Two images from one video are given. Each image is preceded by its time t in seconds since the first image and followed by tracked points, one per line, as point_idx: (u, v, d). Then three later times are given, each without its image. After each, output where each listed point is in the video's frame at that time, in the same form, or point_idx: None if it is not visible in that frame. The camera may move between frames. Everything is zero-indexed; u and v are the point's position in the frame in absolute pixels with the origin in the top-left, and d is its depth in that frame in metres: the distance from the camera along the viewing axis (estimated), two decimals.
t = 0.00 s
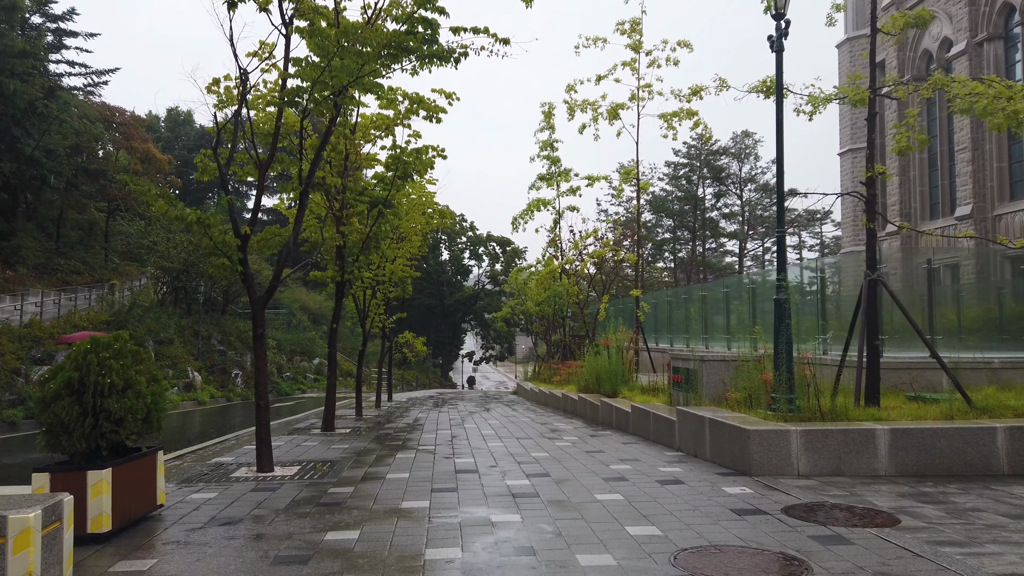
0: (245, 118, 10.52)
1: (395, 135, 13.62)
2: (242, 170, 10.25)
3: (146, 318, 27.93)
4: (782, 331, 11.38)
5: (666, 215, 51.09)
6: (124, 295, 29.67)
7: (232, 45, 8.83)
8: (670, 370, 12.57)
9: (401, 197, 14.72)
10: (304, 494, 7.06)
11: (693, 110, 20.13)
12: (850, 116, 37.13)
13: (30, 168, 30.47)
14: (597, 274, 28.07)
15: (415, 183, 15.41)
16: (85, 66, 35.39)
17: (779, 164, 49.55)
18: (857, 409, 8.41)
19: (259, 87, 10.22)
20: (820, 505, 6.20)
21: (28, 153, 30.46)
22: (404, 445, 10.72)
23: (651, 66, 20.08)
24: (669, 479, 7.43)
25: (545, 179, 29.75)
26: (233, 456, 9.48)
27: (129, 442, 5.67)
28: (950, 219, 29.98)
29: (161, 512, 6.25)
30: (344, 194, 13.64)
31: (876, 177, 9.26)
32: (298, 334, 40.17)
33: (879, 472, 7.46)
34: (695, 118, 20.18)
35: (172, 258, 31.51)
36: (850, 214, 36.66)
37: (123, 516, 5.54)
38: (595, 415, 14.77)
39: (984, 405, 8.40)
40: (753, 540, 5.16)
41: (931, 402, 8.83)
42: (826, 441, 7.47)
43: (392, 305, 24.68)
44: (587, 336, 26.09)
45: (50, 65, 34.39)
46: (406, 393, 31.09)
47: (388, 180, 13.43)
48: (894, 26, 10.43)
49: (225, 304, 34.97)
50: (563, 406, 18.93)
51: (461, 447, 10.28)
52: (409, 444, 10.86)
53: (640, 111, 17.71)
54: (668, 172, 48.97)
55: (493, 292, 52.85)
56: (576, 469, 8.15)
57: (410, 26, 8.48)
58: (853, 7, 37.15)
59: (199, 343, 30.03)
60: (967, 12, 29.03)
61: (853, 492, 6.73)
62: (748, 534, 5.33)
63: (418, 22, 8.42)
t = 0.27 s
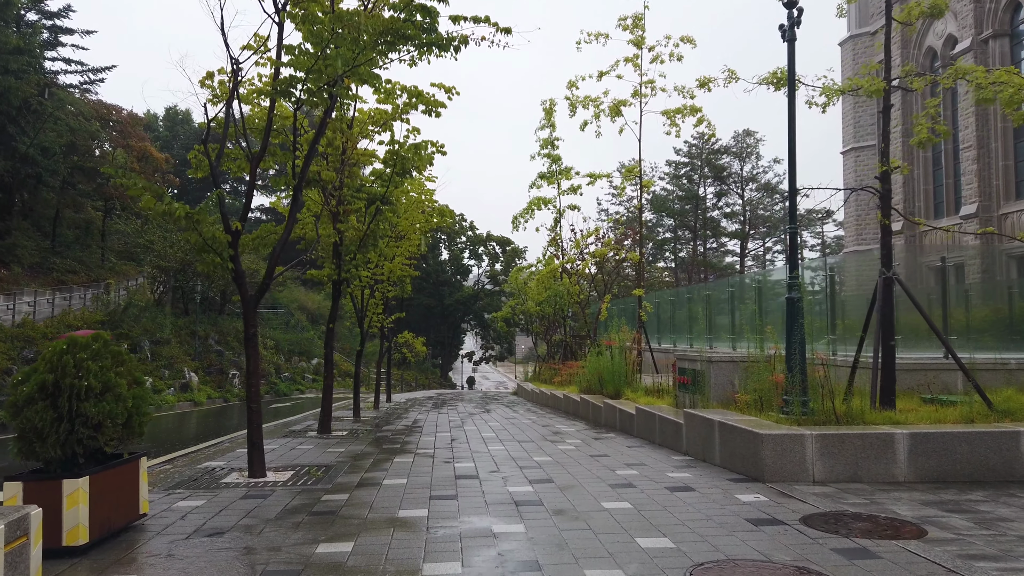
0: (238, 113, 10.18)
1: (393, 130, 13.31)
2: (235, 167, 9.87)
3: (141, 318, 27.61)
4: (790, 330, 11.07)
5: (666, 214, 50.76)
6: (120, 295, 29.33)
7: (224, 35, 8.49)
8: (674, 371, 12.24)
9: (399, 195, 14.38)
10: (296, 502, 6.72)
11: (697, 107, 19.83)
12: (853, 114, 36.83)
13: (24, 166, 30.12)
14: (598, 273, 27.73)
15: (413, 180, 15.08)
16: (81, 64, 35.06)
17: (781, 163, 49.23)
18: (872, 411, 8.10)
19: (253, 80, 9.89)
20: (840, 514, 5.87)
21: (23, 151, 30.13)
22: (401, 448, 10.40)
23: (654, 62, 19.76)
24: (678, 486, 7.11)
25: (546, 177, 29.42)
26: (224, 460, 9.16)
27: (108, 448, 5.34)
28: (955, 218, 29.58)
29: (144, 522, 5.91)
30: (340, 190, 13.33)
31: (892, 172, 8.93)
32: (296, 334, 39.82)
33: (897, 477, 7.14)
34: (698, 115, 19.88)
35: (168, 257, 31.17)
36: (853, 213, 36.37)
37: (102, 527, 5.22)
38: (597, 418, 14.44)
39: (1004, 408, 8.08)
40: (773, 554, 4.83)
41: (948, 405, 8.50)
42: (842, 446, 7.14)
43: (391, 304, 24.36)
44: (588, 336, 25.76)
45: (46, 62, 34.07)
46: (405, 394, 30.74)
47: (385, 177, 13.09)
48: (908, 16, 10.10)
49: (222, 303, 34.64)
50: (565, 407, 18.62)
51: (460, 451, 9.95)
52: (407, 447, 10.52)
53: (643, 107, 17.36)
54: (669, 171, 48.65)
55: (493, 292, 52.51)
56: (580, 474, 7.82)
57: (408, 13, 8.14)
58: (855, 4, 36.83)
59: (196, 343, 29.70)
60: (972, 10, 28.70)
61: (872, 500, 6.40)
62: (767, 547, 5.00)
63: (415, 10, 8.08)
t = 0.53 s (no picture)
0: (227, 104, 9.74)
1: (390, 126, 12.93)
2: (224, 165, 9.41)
3: (136, 319, 27.25)
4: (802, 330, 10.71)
5: (667, 214, 50.44)
6: (114, 295, 28.96)
7: (211, 22, 8.11)
8: (680, 372, 11.88)
9: (395, 192, 13.99)
10: (284, 513, 6.35)
11: (700, 104, 19.49)
12: (856, 113, 36.57)
13: (18, 165, 29.76)
14: (599, 274, 27.40)
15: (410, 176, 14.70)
16: (77, 62, 34.72)
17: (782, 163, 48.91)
18: (891, 416, 7.73)
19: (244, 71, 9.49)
20: (863, 528, 5.50)
21: (16, 150, 29.77)
22: (397, 454, 10.03)
23: (657, 57, 19.41)
24: (687, 495, 6.74)
25: (546, 176, 29.09)
26: (212, 467, 8.80)
27: (79, 458, 4.99)
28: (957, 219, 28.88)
29: (120, 536, 5.54)
30: (336, 187, 12.97)
31: (909, 165, 8.55)
32: (294, 334, 39.45)
33: (919, 485, 6.77)
34: (701, 112, 19.54)
35: (164, 258, 30.81)
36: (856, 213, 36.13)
37: (71, 543, 4.85)
38: (600, 422, 14.05)
39: None
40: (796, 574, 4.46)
41: (969, 411, 8.12)
42: (861, 453, 6.77)
43: (389, 304, 24.00)
44: (589, 337, 25.39)
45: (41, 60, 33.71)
46: (404, 396, 30.35)
47: (381, 173, 12.72)
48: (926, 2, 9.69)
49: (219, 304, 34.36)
50: (566, 410, 18.25)
51: (459, 456, 9.57)
52: (403, 453, 10.13)
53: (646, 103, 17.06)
54: (670, 171, 48.34)
55: (492, 292, 52.14)
56: (583, 482, 7.46)
57: None
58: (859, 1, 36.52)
59: (191, 344, 29.35)
60: (978, 7, 28.36)
61: (895, 513, 6.02)
62: (789, 565, 4.63)
63: None
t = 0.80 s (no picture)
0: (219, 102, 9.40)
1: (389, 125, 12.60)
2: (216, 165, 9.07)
3: (131, 323, 26.92)
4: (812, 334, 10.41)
5: (669, 217, 50.15)
6: (110, 299, 28.62)
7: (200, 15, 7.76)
8: (687, 379, 11.55)
9: (394, 193, 13.67)
10: (274, 531, 6.00)
11: (704, 104, 19.18)
12: (859, 114, 36.34)
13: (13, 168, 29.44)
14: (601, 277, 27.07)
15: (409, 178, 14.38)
16: (73, 64, 34.43)
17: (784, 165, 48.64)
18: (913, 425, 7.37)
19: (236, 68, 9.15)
20: (892, 549, 5.14)
21: (11, 152, 29.46)
22: (395, 464, 9.68)
23: (660, 56, 19.11)
24: (700, 510, 6.38)
25: (548, 178, 28.78)
26: (202, 478, 8.46)
27: (51, 476, 4.65)
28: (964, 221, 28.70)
29: (97, 557, 5.18)
30: (334, 189, 12.64)
31: (928, 164, 8.21)
32: (292, 338, 39.11)
33: (944, 499, 6.42)
34: (705, 112, 19.23)
35: (160, 261, 30.47)
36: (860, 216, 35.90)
37: (41, 567, 4.50)
38: (604, 429, 13.68)
39: None
40: None
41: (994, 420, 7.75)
42: (883, 466, 6.42)
43: (388, 308, 23.67)
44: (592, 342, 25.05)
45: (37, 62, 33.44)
46: (403, 400, 29.99)
47: (379, 174, 12.40)
48: None
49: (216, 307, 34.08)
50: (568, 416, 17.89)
51: (460, 467, 9.22)
52: (401, 462, 9.78)
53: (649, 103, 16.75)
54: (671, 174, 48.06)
55: (493, 296, 51.76)
56: (590, 496, 7.10)
57: None
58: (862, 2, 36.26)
59: (188, 348, 29.02)
60: (984, 8, 28.08)
61: (924, 530, 5.67)
62: None
63: None
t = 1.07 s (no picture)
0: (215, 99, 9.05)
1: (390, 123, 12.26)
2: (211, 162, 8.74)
3: (129, 326, 26.57)
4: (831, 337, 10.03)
5: (673, 220, 49.82)
6: (108, 302, 28.29)
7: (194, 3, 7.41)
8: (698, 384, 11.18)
9: (395, 193, 13.33)
10: (266, 547, 5.62)
11: (711, 104, 18.84)
12: (865, 116, 36.03)
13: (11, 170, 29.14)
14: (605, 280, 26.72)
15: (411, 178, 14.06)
16: (72, 65, 34.18)
17: (789, 168, 48.28)
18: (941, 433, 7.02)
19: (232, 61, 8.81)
20: (931, 567, 4.77)
21: (9, 153, 29.18)
22: (396, 472, 9.31)
23: (667, 55, 18.78)
24: (719, 524, 6.00)
25: (551, 180, 28.44)
26: (193, 489, 8.09)
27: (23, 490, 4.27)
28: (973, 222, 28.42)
29: None
30: (333, 187, 12.29)
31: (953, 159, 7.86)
32: (292, 342, 38.76)
33: (978, 512, 6.05)
34: (712, 112, 18.90)
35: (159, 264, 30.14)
36: (866, 219, 35.58)
37: None
38: (611, 435, 13.30)
39: None
40: None
41: None
42: (913, 477, 6.06)
43: (389, 311, 23.34)
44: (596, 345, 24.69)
45: (35, 63, 33.18)
46: (405, 404, 29.62)
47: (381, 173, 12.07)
48: None
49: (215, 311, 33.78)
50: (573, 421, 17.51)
51: (463, 475, 8.85)
52: (402, 471, 9.42)
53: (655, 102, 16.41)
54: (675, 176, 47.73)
55: (495, 300, 51.39)
56: (601, 508, 6.73)
57: None
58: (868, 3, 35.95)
59: (187, 352, 28.70)
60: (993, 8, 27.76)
61: (961, 546, 5.30)
62: None
63: None
